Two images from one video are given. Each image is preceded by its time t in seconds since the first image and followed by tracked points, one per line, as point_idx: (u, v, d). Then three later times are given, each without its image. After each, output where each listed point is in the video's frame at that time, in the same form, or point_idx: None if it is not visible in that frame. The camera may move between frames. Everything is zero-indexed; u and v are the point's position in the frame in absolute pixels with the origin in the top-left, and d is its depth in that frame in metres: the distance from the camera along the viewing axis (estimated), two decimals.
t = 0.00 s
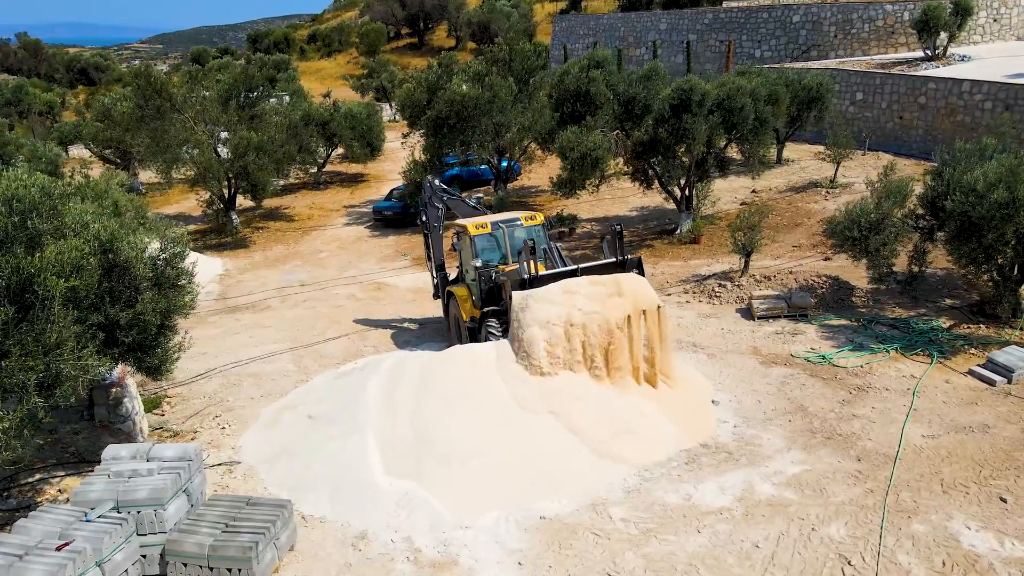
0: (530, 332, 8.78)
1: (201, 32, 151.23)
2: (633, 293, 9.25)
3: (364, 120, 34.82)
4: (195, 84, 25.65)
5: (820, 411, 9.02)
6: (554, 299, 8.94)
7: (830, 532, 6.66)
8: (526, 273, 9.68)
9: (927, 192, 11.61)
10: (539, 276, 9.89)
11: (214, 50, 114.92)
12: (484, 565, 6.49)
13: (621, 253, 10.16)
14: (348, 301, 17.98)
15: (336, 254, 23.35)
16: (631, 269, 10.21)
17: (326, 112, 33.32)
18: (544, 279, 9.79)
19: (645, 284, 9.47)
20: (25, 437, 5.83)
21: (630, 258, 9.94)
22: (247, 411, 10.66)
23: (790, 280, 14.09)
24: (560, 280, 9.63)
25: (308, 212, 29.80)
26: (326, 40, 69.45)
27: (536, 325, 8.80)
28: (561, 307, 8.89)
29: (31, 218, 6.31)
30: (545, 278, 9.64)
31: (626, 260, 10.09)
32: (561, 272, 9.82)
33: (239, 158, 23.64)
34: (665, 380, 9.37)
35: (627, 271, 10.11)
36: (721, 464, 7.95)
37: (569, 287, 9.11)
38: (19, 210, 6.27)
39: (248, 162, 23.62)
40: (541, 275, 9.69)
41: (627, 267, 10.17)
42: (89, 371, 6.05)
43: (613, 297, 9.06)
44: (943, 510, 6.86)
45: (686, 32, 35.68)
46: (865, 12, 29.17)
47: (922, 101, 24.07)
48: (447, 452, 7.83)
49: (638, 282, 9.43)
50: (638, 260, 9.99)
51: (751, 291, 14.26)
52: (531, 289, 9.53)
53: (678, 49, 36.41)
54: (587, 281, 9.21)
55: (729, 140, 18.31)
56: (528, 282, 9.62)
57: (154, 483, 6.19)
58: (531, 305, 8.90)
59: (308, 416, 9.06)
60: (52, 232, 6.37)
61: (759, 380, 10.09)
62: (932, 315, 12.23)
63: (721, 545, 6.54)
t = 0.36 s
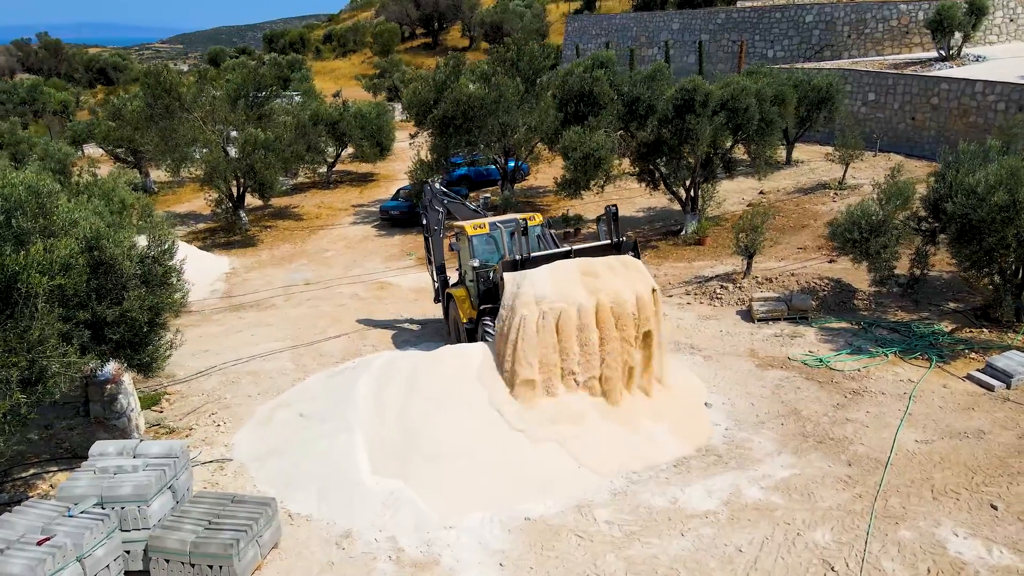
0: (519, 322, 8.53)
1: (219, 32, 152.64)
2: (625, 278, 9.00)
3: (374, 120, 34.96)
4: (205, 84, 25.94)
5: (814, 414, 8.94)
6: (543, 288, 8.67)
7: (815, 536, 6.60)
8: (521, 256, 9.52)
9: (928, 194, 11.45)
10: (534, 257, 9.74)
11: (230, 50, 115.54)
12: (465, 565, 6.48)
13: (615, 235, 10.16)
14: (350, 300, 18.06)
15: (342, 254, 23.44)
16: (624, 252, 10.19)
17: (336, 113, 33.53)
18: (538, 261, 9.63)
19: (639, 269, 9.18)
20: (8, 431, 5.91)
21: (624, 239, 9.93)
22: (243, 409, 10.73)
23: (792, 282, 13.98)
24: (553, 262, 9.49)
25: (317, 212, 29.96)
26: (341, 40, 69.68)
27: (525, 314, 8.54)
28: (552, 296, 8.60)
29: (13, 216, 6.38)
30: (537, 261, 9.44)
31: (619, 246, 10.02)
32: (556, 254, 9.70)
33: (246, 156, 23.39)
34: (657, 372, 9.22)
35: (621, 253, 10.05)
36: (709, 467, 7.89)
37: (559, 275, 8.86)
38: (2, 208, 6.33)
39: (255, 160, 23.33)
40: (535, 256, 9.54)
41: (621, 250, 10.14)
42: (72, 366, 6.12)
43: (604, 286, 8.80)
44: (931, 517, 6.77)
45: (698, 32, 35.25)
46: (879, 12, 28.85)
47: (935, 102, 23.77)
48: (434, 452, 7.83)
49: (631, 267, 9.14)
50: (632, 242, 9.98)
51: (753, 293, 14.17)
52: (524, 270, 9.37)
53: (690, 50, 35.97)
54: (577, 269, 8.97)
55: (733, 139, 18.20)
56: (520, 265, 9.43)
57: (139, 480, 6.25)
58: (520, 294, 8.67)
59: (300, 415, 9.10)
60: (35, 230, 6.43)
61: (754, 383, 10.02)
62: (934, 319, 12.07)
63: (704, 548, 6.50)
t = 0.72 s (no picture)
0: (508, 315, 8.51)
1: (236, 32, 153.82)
2: (616, 267, 8.94)
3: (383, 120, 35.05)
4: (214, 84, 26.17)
5: (806, 418, 8.87)
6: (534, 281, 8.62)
7: (799, 541, 6.55)
8: (514, 242, 9.22)
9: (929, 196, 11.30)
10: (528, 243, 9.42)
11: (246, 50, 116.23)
12: (446, 565, 6.49)
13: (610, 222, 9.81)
14: (353, 299, 18.13)
15: (347, 253, 23.51)
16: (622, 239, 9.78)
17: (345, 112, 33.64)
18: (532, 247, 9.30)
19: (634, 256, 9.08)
20: None
21: (618, 225, 9.61)
22: (239, 407, 10.79)
23: (793, 284, 13.86)
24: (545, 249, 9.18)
25: (324, 211, 30.10)
26: (355, 40, 69.87)
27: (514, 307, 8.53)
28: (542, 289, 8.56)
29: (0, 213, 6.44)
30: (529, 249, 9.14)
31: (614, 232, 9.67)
32: (550, 240, 9.37)
33: (252, 157, 23.61)
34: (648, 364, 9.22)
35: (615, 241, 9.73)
36: (698, 470, 7.86)
37: (549, 266, 8.79)
38: None
39: (262, 160, 23.56)
40: (528, 242, 9.23)
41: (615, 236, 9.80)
42: (56, 363, 6.20)
43: (594, 277, 8.78)
44: (918, 522, 6.70)
45: (710, 32, 34.93)
46: (892, 12, 28.53)
47: (946, 103, 23.48)
48: (421, 451, 7.84)
49: (624, 255, 9.06)
50: (626, 230, 9.65)
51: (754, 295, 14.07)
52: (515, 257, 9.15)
53: (702, 50, 35.55)
54: (568, 257, 8.90)
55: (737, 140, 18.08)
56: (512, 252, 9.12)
57: (124, 476, 6.30)
58: (510, 288, 8.62)
59: (292, 413, 9.15)
60: (21, 228, 6.49)
61: (749, 385, 9.95)
62: (936, 322, 11.92)
63: (687, 552, 6.49)
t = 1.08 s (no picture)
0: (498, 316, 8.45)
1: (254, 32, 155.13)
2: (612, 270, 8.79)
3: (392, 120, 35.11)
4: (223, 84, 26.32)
5: (798, 421, 8.80)
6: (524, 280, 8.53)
7: (782, 546, 6.50)
8: (509, 241, 8.82)
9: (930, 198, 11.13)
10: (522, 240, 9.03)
11: (263, 50, 117.06)
12: (427, 565, 6.49)
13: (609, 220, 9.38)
14: (355, 299, 18.19)
15: (352, 252, 23.61)
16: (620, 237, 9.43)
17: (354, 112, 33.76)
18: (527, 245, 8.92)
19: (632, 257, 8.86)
20: None
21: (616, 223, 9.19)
22: (233, 404, 10.86)
23: (794, 286, 13.72)
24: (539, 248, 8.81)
25: (332, 210, 30.22)
26: (370, 40, 70.11)
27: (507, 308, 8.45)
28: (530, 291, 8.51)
29: None
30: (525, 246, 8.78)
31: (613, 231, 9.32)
32: (545, 239, 8.97)
33: (258, 157, 23.76)
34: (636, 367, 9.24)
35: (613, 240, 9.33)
36: (685, 472, 7.83)
37: (544, 266, 8.59)
38: None
39: (268, 160, 23.70)
40: (523, 240, 8.82)
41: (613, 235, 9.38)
42: (37, 359, 6.31)
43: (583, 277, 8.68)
44: (904, 528, 6.63)
45: (722, 32, 34.47)
46: (906, 11, 28.15)
47: (959, 104, 23.17)
48: (407, 451, 7.86)
49: (622, 256, 8.85)
50: (625, 229, 9.25)
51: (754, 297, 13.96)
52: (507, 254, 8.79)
53: (714, 50, 34.93)
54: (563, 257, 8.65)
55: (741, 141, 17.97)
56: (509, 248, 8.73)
57: (108, 472, 6.36)
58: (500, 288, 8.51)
59: (282, 411, 9.21)
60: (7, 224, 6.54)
61: (742, 388, 9.89)
62: (936, 326, 11.76)
63: (667, 555, 6.47)
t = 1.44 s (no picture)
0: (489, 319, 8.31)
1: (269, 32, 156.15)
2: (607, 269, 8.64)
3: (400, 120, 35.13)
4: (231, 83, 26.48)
5: (789, 424, 8.73)
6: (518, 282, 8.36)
7: (764, 550, 6.46)
8: (500, 241, 8.78)
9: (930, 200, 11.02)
10: (516, 239, 8.95)
11: (279, 49, 117.65)
12: (406, 564, 6.50)
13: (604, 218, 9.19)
14: (357, 297, 18.26)
15: (357, 251, 23.69)
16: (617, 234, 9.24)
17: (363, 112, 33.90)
18: (520, 245, 8.84)
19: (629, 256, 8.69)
20: None
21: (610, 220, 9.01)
22: (228, 402, 10.93)
23: (794, 288, 13.61)
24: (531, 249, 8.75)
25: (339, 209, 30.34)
26: (383, 40, 70.27)
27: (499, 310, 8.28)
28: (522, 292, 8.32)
29: None
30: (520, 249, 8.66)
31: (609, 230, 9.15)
32: (537, 237, 8.85)
33: (264, 156, 23.89)
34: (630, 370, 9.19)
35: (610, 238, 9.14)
36: (672, 475, 7.81)
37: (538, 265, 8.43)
38: None
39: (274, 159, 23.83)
40: (515, 241, 8.75)
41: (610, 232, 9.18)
42: (21, 355, 6.40)
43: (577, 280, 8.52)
44: (889, 534, 6.56)
45: (734, 32, 34.03)
46: (919, 11, 27.77)
47: (971, 105, 22.86)
48: (394, 451, 7.87)
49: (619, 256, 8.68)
50: (620, 225, 9.04)
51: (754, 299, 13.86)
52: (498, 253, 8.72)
53: (725, 50, 34.42)
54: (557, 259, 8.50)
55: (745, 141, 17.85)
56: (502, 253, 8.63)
57: (92, 469, 6.41)
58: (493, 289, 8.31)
59: (274, 409, 9.26)
60: None
61: (735, 391, 9.82)
62: (937, 330, 11.62)
63: (648, 558, 6.46)
